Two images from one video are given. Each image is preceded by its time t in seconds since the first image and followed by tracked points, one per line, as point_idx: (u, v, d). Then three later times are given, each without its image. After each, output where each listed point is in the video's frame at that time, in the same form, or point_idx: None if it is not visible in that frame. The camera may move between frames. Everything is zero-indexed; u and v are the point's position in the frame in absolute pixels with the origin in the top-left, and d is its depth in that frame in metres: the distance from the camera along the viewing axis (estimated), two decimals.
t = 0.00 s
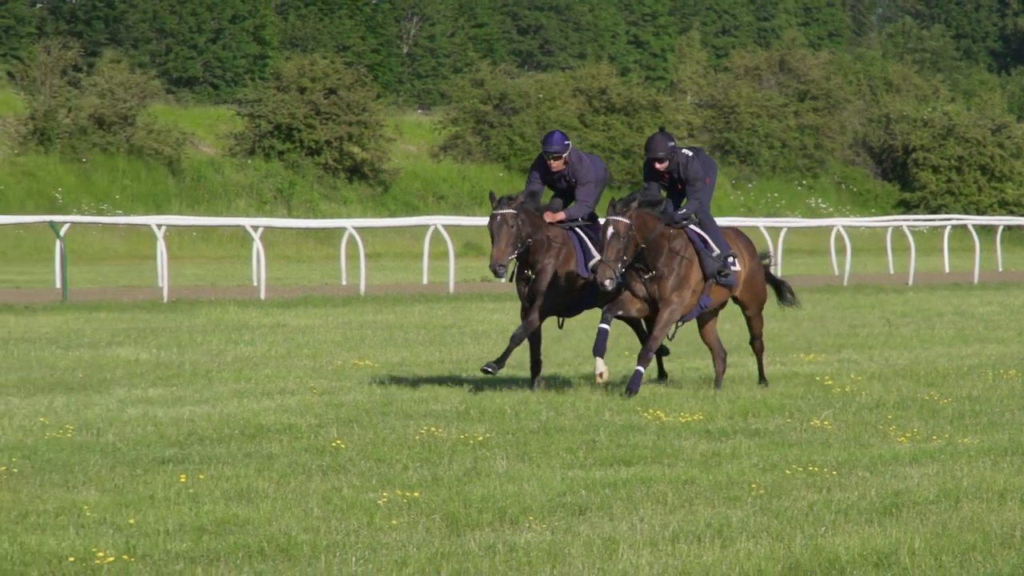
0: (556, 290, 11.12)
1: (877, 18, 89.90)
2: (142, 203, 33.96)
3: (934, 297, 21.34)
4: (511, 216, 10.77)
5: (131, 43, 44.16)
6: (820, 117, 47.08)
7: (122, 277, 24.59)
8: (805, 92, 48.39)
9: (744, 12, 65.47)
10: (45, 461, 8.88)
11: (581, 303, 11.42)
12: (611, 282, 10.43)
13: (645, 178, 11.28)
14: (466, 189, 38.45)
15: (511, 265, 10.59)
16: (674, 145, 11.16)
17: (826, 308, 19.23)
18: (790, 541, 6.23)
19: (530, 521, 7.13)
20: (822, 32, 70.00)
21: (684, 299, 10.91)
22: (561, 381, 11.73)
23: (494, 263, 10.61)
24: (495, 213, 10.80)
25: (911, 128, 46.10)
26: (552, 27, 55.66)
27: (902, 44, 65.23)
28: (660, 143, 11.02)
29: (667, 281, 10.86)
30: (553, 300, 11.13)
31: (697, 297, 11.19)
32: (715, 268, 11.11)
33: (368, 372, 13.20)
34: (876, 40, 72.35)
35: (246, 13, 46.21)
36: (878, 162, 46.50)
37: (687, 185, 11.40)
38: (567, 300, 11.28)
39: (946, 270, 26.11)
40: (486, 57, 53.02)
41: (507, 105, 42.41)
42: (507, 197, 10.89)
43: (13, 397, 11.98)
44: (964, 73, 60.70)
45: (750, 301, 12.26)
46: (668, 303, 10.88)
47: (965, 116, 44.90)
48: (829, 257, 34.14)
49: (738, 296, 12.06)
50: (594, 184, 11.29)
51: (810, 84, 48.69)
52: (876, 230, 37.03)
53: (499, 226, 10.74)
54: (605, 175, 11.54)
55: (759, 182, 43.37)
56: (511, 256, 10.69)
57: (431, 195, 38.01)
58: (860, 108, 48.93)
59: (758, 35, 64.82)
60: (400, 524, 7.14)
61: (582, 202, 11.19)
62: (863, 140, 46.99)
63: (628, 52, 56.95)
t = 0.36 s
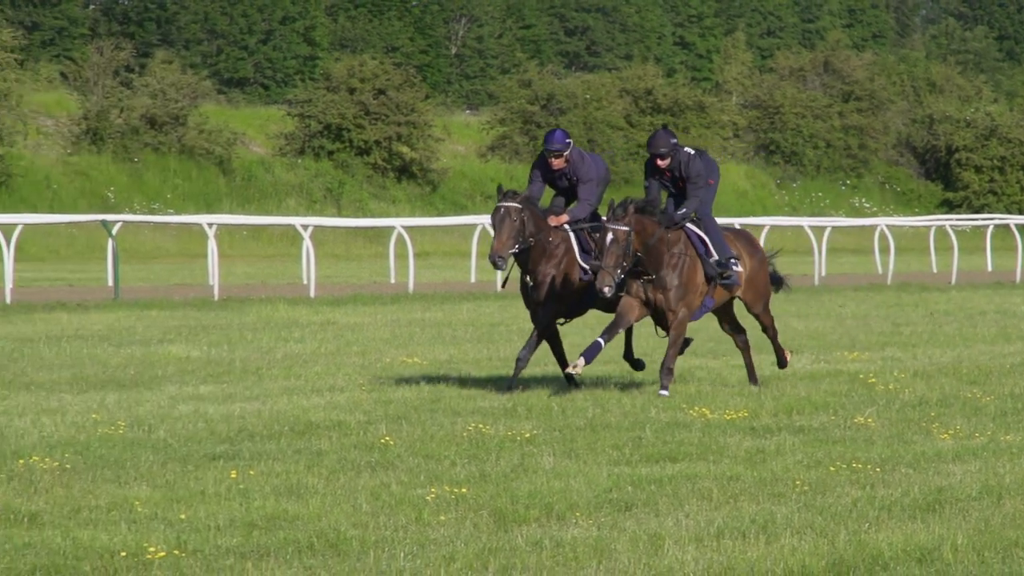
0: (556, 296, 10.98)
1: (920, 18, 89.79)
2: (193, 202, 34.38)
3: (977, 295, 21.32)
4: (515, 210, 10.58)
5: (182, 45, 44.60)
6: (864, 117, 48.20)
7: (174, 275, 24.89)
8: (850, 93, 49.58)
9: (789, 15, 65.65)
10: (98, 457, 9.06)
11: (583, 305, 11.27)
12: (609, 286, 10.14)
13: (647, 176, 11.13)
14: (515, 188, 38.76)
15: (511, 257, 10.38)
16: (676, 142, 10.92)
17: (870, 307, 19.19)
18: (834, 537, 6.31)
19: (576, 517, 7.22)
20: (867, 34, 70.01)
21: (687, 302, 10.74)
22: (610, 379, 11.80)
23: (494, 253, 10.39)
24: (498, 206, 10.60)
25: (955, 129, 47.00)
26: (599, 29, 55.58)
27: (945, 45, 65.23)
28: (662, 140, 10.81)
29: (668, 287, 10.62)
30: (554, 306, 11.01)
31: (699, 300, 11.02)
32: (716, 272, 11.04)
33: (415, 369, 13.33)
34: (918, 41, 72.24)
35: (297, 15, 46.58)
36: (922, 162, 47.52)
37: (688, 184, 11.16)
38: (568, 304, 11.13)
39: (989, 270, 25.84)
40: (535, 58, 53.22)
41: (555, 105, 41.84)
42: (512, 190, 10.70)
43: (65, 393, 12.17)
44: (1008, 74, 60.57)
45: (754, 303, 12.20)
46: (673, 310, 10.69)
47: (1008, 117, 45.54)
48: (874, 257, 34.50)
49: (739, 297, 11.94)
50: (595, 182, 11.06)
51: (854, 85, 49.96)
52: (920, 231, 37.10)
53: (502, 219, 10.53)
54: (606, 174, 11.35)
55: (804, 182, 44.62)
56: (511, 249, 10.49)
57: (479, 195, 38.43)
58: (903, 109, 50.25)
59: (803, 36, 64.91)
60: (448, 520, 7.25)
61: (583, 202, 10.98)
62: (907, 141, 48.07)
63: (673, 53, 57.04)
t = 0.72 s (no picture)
0: (557, 296, 10.90)
1: (963, 18, 89.53)
2: (243, 201, 34.81)
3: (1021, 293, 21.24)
4: (521, 199, 10.66)
5: (232, 44, 45.08)
6: (906, 117, 48.94)
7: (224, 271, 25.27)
8: (892, 92, 50.44)
9: (832, 15, 65.70)
10: (149, 451, 9.25)
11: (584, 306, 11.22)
12: (609, 280, 10.07)
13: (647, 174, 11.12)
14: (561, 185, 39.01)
15: (508, 240, 10.46)
16: (675, 139, 10.85)
17: (913, 305, 19.15)
18: (876, 532, 6.39)
19: (622, 512, 7.32)
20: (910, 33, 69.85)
21: (687, 303, 10.62)
22: (656, 375, 11.86)
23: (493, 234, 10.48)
24: (505, 194, 10.65)
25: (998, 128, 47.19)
26: (644, 29, 55.76)
27: (988, 45, 65.04)
28: (662, 136, 10.71)
29: (668, 286, 10.48)
30: (555, 306, 10.95)
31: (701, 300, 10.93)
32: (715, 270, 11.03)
33: (462, 365, 13.45)
34: (962, 41, 72.00)
35: (345, 15, 47.04)
36: (965, 161, 47.75)
37: (687, 181, 11.10)
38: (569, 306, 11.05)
39: None
40: (580, 57, 53.52)
41: (600, 104, 42.22)
42: (522, 178, 10.77)
43: (117, 389, 12.38)
44: None
45: (751, 296, 12.26)
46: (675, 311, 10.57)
47: None
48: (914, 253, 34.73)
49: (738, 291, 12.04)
50: (597, 179, 11.06)
51: (897, 84, 50.76)
52: (964, 229, 36.99)
53: (507, 206, 10.60)
54: (607, 170, 11.33)
55: (847, 181, 45.51)
56: (511, 234, 10.55)
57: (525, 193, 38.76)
58: (946, 108, 50.74)
59: (846, 37, 64.92)
60: (494, 515, 7.36)
61: (585, 199, 11.00)
62: (950, 140, 48.39)
63: (717, 53, 57.15)
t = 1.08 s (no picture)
0: (556, 291, 10.79)
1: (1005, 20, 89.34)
2: (291, 200, 35.19)
3: None
4: (525, 188, 10.44)
5: (281, 45, 45.49)
6: (948, 117, 49.60)
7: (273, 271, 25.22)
8: (934, 93, 51.10)
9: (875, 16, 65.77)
10: (198, 448, 9.42)
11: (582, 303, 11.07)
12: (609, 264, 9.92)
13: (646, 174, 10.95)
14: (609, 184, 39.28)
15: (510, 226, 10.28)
16: (675, 138, 10.71)
17: (954, 303, 19.10)
18: (918, 528, 6.48)
19: (666, 508, 7.41)
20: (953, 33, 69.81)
21: (687, 302, 10.57)
22: (699, 373, 11.91)
23: (494, 222, 10.29)
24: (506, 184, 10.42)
25: None
26: (688, 30, 56.15)
27: None
28: (661, 136, 10.58)
29: (666, 285, 10.44)
30: (553, 300, 10.82)
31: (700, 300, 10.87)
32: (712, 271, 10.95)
33: (508, 364, 13.58)
34: (1005, 43, 71.76)
35: (393, 16, 47.47)
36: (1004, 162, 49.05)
37: (687, 182, 10.98)
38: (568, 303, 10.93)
39: None
40: (626, 58, 53.81)
41: (645, 105, 42.38)
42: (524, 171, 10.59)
43: (168, 386, 12.60)
44: None
45: (753, 292, 12.15)
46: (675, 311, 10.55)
47: None
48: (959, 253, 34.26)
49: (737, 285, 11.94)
50: (598, 176, 10.72)
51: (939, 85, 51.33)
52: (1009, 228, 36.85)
53: (510, 194, 10.38)
54: (607, 169, 10.96)
55: (890, 181, 46.17)
56: (513, 223, 10.36)
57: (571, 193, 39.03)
58: (986, 109, 51.37)
59: (889, 38, 64.97)
60: (540, 510, 7.48)
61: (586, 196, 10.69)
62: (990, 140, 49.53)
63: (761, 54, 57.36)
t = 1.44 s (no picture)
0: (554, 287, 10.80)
1: None
2: (337, 200, 35.54)
3: None
4: (522, 183, 10.53)
5: (327, 47, 45.89)
6: (988, 118, 50.20)
7: (319, 271, 25.37)
8: (974, 95, 51.74)
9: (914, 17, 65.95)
10: (246, 445, 9.59)
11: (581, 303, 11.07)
12: (605, 249, 9.94)
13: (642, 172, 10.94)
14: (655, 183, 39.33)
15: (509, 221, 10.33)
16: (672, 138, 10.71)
17: (996, 303, 19.05)
18: (957, 525, 6.58)
19: (708, 506, 7.51)
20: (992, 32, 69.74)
21: (686, 300, 10.54)
22: (741, 371, 11.96)
23: (493, 215, 10.34)
24: (504, 178, 10.52)
25: None
26: (730, 32, 55.98)
27: None
28: (658, 135, 10.57)
29: (665, 284, 10.39)
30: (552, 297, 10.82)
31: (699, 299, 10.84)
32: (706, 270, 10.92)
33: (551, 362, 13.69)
34: None
35: (438, 19, 47.85)
36: None
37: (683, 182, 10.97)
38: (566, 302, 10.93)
39: None
40: (669, 60, 54.12)
41: (687, 106, 42.86)
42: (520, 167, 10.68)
43: (215, 384, 12.80)
44: None
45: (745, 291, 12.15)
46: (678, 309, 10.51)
47: None
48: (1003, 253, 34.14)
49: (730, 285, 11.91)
50: (595, 175, 10.80)
51: (978, 86, 52.08)
52: None
53: (507, 189, 10.47)
54: (603, 165, 11.05)
55: (930, 182, 46.86)
56: (511, 217, 10.43)
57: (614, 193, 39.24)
58: None
59: (929, 41, 65.10)
60: (584, 507, 7.59)
61: (583, 194, 10.77)
62: None
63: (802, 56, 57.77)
